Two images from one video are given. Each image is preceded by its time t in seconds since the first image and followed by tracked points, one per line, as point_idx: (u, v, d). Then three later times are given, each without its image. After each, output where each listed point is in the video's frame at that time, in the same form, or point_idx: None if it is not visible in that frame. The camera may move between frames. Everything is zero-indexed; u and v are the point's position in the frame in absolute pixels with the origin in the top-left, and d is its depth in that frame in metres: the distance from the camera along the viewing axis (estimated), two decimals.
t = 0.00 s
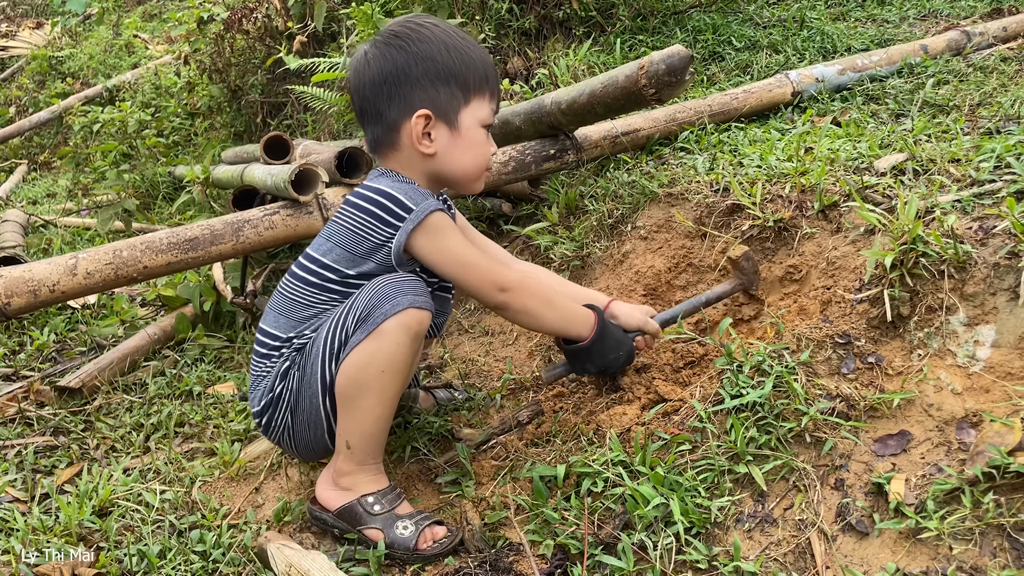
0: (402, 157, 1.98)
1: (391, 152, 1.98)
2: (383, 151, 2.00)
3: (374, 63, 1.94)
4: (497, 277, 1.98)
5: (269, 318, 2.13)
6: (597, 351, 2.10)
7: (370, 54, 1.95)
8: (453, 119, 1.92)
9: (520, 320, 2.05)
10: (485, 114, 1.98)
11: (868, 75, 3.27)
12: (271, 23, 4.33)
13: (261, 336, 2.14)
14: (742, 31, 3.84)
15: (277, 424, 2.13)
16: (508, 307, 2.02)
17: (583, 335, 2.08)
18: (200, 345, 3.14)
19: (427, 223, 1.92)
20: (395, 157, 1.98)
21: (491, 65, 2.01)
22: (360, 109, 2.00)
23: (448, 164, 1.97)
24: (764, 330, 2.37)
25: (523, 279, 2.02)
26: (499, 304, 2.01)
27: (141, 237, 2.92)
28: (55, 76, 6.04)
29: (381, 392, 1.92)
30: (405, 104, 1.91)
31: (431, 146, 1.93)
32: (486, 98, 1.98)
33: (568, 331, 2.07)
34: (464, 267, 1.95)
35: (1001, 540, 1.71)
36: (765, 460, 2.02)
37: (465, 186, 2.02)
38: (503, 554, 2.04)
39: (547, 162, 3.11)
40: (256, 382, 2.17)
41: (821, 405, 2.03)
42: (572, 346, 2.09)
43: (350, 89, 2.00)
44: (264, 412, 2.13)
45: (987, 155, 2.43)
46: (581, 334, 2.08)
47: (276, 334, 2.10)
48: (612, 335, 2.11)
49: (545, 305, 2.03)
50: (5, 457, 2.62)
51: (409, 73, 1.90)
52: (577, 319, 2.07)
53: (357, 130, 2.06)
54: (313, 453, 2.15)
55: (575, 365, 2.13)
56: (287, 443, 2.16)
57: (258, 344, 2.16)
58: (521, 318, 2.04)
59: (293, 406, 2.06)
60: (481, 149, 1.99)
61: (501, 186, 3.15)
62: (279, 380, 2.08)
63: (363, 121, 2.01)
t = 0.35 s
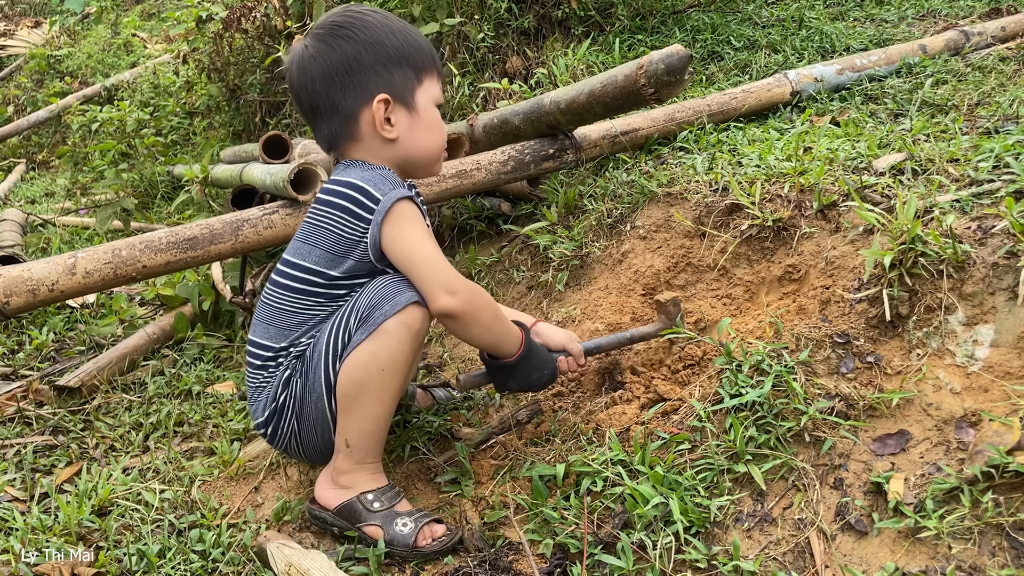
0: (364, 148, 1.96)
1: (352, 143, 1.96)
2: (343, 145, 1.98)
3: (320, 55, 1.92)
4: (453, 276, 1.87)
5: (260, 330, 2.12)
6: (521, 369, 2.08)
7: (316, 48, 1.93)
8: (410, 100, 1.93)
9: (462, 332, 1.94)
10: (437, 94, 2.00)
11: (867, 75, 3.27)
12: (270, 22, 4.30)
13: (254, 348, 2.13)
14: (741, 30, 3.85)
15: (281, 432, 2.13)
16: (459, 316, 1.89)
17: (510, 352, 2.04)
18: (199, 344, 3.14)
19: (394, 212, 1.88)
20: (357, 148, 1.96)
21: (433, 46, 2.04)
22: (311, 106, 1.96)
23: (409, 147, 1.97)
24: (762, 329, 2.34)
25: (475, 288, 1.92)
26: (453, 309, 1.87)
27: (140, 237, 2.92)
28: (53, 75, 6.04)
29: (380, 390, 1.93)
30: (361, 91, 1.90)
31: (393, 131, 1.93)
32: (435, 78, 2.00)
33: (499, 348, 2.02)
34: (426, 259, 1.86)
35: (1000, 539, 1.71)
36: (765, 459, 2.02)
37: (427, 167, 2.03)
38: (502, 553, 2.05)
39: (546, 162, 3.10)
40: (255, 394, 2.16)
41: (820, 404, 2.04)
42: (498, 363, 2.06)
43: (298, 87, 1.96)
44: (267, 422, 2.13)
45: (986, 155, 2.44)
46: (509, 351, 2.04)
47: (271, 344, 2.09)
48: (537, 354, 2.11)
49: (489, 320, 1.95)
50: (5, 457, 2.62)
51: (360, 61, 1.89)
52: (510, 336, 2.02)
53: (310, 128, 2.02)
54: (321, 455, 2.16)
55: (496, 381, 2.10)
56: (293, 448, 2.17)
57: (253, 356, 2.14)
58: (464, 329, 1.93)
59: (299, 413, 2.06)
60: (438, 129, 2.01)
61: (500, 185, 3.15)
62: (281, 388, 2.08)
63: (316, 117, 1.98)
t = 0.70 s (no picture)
0: (397, 135, 1.92)
1: (383, 129, 1.92)
2: (374, 132, 1.94)
3: (356, 42, 1.90)
4: (496, 261, 1.84)
5: (286, 313, 2.14)
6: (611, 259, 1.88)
7: (349, 35, 1.91)
8: (443, 88, 1.93)
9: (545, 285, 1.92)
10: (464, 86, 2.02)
11: (866, 75, 3.27)
12: (270, 22, 4.31)
13: (277, 332, 2.15)
14: (741, 30, 3.85)
15: (293, 418, 2.15)
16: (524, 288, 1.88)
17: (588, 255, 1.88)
18: (199, 344, 3.13)
19: (424, 215, 1.84)
20: (389, 136, 1.93)
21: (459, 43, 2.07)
22: (343, 92, 1.93)
23: (439, 136, 1.95)
24: (762, 328, 2.34)
25: (523, 257, 1.87)
26: (515, 288, 1.87)
27: (140, 236, 2.92)
28: (51, 75, 6.02)
29: (399, 397, 1.94)
30: (398, 76, 1.88)
31: (426, 117, 1.91)
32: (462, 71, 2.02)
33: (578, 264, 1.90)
34: (470, 259, 1.84)
35: (1000, 538, 1.72)
36: (765, 459, 2.03)
37: (452, 160, 2.01)
38: (503, 553, 2.05)
39: (546, 162, 3.10)
40: (272, 376, 2.18)
41: (820, 404, 2.04)
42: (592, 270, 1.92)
43: (329, 73, 1.93)
44: (280, 407, 2.15)
45: (986, 155, 2.44)
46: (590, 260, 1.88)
47: (295, 330, 2.11)
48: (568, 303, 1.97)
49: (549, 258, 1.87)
50: (4, 456, 2.61)
51: (398, 47, 1.89)
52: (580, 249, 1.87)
53: (338, 117, 1.98)
54: (326, 449, 2.18)
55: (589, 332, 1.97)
56: (302, 437, 2.18)
57: (275, 337, 2.16)
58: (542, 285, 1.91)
59: (314, 402, 2.08)
60: (465, 121, 2.01)
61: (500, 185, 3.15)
62: (301, 374, 2.09)
63: (346, 104, 1.94)
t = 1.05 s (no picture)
0: (444, 142, 1.93)
1: (431, 135, 1.93)
2: (422, 139, 1.95)
3: (402, 52, 1.93)
4: (589, 198, 1.79)
5: (334, 297, 2.01)
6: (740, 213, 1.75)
7: (395, 47, 1.94)
8: (488, 95, 1.92)
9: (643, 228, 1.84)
10: (511, 92, 2.00)
11: (863, 74, 3.27)
12: (267, 20, 4.32)
13: (325, 314, 2.01)
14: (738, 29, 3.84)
15: (319, 408, 2.08)
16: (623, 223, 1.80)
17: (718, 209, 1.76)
18: (195, 343, 3.13)
19: (514, 192, 1.84)
20: (437, 142, 1.93)
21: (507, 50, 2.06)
22: (391, 101, 1.96)
23: (487, 141, 1.94)
24: (758, 327, 2.34)
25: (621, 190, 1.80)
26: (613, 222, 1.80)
27: (136, 235, 2.91)
28: (49, 73, 6.01)
29: (430, 421, 1.98)
30: (443, 84, 1.89)
31: (472, 123, 1.91)
32: (509, 77, 2.00)
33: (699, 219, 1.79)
34: (560, 207, 1.81)
35: (994, 537, 1.71)
36: (760, 458, 2.02)
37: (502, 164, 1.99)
38: (498, 552, 2.04)
39: (542, 161, 3.09)
40: (300, 357, 2.05)
41: (815, 402, 2.04)
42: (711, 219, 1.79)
43: (378, 84, 1.97)
44: (312, 393, 2.04)
45: (982, 153, 2.43)
46: (715, 210, 1.76)
47: (349, 318, 2.00)
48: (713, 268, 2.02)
49: (658, 203, 1.78)
50: None
51: (443, 56, 1.90)
52: (703, 193, 1.76)
53: (388, 126, 2.01)
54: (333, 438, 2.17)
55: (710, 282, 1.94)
56: (318, 426, 2.13)
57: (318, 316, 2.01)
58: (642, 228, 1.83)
59: (344, 396, 2.04)
60: (512, 126, 1.99)
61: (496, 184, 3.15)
62: (343, 364, 2.01)
63: (395, 113, 1.97)
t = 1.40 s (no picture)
0: (424, 152, 1.96)
1: (411, 147, 1.96)
2: (403, 149, 1.98)
3: (372, 65, 1.91)
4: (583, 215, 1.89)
5: (315, 305, 1.99)
6: (718, 270, 1.97)
7: (366, 59, 1.92)
8: (463, 101, 1.91)
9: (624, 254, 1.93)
10: (489, 90, 1.98)
11: (861, 73, 3.27)
12: (264, 20, 4.30)
13: (308, 321, 1.99)
14: (736, 28, 3.84)
15: (308, 416, 2.06)
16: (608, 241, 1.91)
17: (701, 251, 1.95)
18: (191, 343, 3.14)
19: (510, 198, 1.89)
20: (417, 153, 1.97)
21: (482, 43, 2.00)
22: (368, 114, 1.97)
23: (468, 146, 1.95)
24: (755, 326, 2.33)
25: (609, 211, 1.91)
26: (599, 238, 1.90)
27: (133, 234, 2.91)
28: (47, 73, 6.01)
29: (421, 419, 1.98)
30: (416, 98, 1.89)
31: (449, 133, 1.92)
32: (486, 74, 1.97)
33: (678, 255, 1.94)
34: (555, 216, 1.89)
35: (989, 536, 1.71)
36: (756, 457, 2.02)
37: (488, 164, 2.02)
38: (494, 552, 2.04)
39: (540, 160, 3.08)
40: (285, 365, 2.03)
41: (811, 402, 2.04)
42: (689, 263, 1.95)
43: (354, 98, 1.97)
44: (300, 401, 2.02)
45: (979, 152, 2.43)
46: (699, 257, 1.94)
47: (333, 325, 1.98)
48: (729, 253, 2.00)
49: (644, 225, 1.92)
50: None
51: (412, 69, 1.88)
52: (686, 240, 1.93)
53: (370, 135, 2.03)
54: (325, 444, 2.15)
55: (696, 287, 1.98)
56: (308, 434, 2.11)
57: (298, 322, 2.00)
58: (622, 251, 1.93)
59: (331, 404, 2.02)
60: (493, 124, 1.99)
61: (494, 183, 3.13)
62: (329, 369, 1.99)
63: (374, 125, 1.99)
